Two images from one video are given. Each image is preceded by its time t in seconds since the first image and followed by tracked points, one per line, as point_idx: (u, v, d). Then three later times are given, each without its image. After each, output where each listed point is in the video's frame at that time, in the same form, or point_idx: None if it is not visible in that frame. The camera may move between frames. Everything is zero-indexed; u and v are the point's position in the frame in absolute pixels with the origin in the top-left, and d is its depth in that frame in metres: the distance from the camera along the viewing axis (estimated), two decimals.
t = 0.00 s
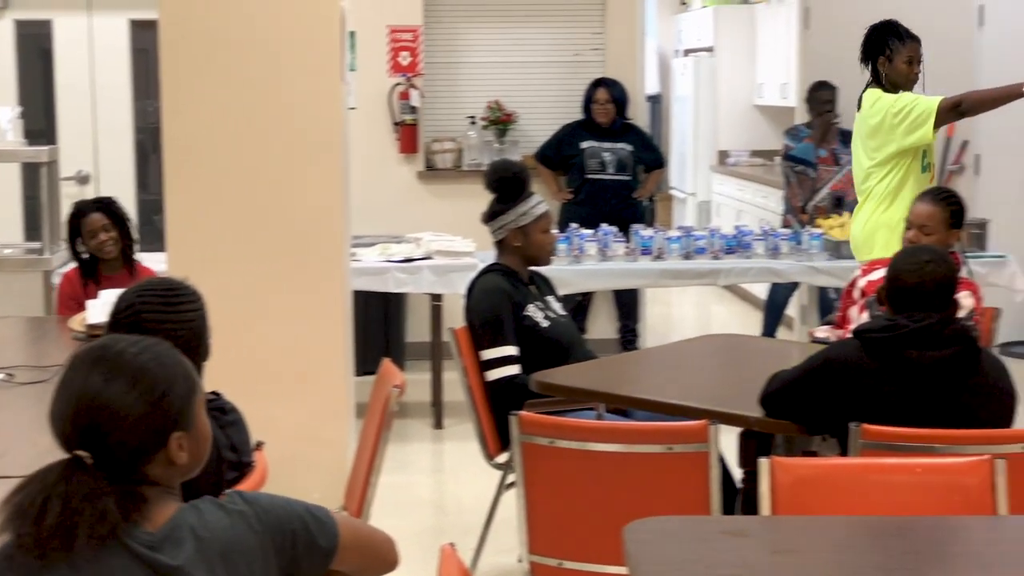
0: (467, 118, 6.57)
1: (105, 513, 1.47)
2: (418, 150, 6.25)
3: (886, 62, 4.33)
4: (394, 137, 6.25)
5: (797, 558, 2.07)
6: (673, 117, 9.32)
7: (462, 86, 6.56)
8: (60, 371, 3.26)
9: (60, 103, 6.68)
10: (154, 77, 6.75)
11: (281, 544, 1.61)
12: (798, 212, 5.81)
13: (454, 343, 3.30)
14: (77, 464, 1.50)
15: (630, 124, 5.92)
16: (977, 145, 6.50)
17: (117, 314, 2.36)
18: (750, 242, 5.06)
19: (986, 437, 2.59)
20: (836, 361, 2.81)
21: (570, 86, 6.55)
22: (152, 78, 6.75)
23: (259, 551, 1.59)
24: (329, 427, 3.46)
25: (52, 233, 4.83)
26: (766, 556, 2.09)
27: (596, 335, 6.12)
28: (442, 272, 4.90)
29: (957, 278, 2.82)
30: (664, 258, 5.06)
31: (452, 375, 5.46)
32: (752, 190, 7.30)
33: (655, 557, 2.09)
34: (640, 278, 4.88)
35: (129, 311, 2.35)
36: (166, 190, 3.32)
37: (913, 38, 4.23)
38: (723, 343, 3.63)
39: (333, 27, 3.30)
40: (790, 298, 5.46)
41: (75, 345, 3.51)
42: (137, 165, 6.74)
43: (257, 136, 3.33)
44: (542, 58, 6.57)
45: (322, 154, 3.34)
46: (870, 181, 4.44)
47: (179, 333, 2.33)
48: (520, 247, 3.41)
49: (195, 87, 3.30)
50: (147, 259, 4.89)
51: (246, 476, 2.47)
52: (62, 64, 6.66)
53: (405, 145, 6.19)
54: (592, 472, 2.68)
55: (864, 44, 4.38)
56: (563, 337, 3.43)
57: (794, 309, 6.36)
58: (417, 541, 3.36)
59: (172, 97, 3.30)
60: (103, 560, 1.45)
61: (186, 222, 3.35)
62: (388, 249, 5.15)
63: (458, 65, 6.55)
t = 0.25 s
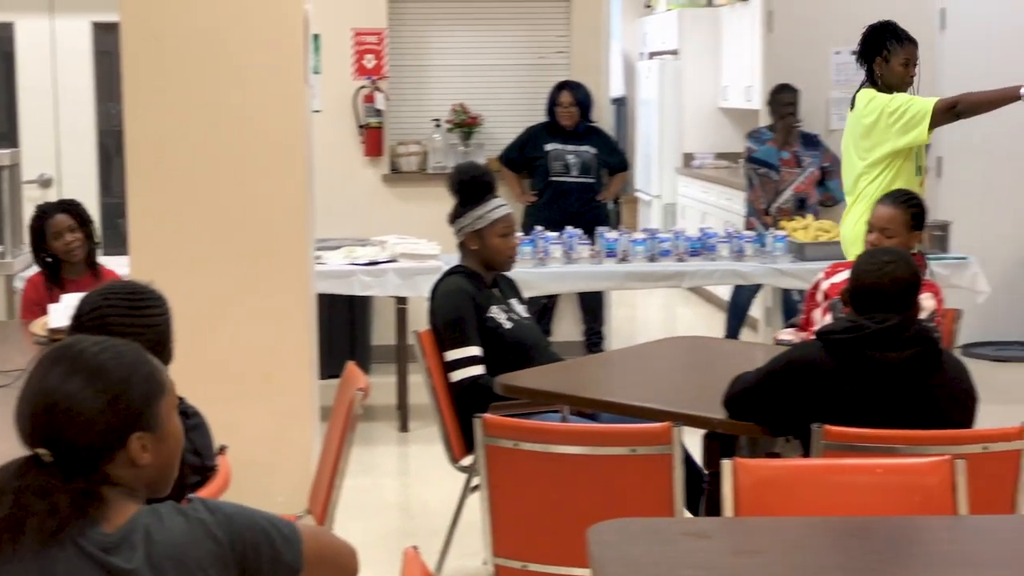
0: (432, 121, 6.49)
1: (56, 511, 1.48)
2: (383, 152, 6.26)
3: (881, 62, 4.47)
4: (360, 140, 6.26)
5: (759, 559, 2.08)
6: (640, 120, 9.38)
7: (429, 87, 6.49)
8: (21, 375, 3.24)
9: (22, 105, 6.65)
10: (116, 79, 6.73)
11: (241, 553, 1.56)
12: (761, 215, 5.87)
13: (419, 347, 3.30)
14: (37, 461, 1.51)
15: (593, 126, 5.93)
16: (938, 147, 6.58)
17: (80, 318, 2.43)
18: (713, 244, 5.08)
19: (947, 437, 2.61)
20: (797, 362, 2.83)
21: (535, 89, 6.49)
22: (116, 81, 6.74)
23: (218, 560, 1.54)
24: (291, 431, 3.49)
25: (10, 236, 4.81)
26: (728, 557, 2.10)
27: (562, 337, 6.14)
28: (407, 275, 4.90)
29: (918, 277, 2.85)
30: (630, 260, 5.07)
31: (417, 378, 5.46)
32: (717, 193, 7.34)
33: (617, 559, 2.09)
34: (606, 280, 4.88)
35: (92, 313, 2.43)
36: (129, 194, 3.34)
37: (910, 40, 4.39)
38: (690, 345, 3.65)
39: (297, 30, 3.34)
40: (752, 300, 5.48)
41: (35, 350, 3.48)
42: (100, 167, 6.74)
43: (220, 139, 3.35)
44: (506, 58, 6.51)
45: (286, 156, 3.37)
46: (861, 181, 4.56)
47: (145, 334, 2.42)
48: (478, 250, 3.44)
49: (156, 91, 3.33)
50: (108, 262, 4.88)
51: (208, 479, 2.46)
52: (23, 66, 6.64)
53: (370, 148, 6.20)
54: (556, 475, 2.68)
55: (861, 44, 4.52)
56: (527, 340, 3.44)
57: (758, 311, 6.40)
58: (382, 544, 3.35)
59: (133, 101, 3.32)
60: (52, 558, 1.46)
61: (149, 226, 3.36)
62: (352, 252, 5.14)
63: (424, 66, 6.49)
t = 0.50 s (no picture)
0: (399, 124, 6.41)
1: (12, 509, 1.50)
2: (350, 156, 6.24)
3: (874, 65, 4.62)
4: (326, 143, 6.24)
5: (724, 560, 2.09)
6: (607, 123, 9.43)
7: (396, 90, 6.39)
8: None
9: None
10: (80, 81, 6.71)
11: (207, 557, 1.54)
12: (725, 217, 5.92)
13: (386, 350, 3.29)
14: None
15: (559, 129, 5.95)
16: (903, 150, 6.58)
17: (45, 323, 2.41)
18: (680, 246, 5.12)
19: (911, 438, 2.62)
20: (764, 362, 2.82)
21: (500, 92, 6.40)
22: (80, 83, 6.71)
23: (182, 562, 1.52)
24: (254, 441, 3.54)
25: None
26: (693, 558, 2.10)
27: (530, 340, 6.15)
28: (374, 278, 4.89)
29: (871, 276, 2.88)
30: (596, 263, 5.08)
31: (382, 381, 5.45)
32: (683, 195, 7.37)
33: (584, 561, 2.10)
34: (572, 282, 4.89)
35: (57, 318, 2.41)
36: (96, 198, 3.37)
37: (903, 45, 4.54)
38: (658, 347, 3.66)
39: (263, 35, 3.38)
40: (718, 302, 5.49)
41: None
42: (65, 169, 6.72)
43: (185, 144, 3.39)
44: (468, 60, 6.40)
45: (252, 160, 3.41)
46: (851, 186, 4.71)
47: (109, 339, 2.41)
48: (434, 254, 3.47)
49: (122, 96, 3.36)
50: (70, 265, 4.85)
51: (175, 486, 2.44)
52: None
53: (335, 151, 6.18)
54: (523, 477, 2.68)
55: (854, 48, 4.67)
56: (494, 343, 3.45)
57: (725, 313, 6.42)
58: (350, 547, 3.34)
59: (99, 106, 3.35)
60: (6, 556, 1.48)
61: (115, 231, 3.39)
62: (318, 256, 5.13)
63: (387, 69, 6.38)
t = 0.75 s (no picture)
0: (367, 126, 6.38)
1: None
2: (318, 158, 6.23)
3: (871, 70, 4.66)
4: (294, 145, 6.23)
5: (691, 560, 2.09)
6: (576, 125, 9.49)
7: (366, 93, 6.36)
8: None
9: None
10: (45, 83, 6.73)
11: (175, 554, 1.54)
12: (693, 219, 5.91)
13: (354, 352, 3.29)
14: None
15: (526, 130, 5.95)
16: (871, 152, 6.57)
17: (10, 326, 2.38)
18: (649, 248, 5.12)
19: (878, 438, 2.62)
20: (731, 363, 2.83)
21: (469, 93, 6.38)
22: (47, 86, 6.74)
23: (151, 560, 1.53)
24: (222, 439, 3.53)
25: None
26: (659, 559, 2.10)
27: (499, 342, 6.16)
28: (343, 280, 4.89)
29: (834, 278, 2.88)
30: (565, 264, 5.09)
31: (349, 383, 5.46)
32: (652, 197, 7.40)
33: (552, 562, 2.09)
34: (540, 284, 4.91)
35: (22, 321, 2.39)
36: (62, 201, 3.37)
37: (900, 49, 4.60)
38: (626, 349, 3.67)
39: (230, 36, 3.38)
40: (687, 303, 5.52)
41: None
42: (31, 171, 6.77)
43: (151, 145, 3.39)
44: (438, 62, 6.38)
45: (219, 161, 3.41)
46: (851, 191, 4.72)
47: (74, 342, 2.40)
48: (396, 255, 3.50)
49: (87, 97, 3.35)
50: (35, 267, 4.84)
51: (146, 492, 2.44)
52: None
53: (304, 152, 6.17)
54: (489, 478, 2.68)
55: (852, 55, 4.73)
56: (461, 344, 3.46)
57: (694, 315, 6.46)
58: (318, 550, 3.33)
59: (64, 107, 3.35)
60: None
61: (80, 232, 3.39)
62: (287, 258, 5.11)
63: (355, 71, 6.35)
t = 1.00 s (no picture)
0: (336, 128, 6.34)
1: None
2: (287, 161, 6.22)
3: (868, 70, 4.69)
4: (264, 148, 6.22)
5: (658, 562, 2.09)
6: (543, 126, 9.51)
7: (333, 94, 6.31)
8: None
9: None
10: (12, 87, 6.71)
11: (139, 553, 1.59)
12: (662, 222, 5.90)
13: (323, 354, 3.29)
14: None
15: (495, 133, 5.98)
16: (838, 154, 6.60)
17: None
18: (617, 250, 5.13)
19: (843, 438, 2.64)
20: (698, 365, 2.84)
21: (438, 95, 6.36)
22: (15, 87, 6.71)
23: (116, 560, 1.58)
24: (190, 441, 3.52)
25: None
26: (628, 560, 2.11)
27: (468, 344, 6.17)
28: (311, 283, 4.89)
29: (803, 277, 2.89)
30: (534, 267, 5.09)
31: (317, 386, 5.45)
32: (621, 200, 7.42)
33: (520, 564, 2.09)
34: (509, 287, 4.91)
35: None
36: (29, 203, 3.37)
37: (895, 47, 4.62)
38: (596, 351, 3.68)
39: (197, 38, 3.38)
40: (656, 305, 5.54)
41: None
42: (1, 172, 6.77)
43: (116, 146, 3.38)
44: (406, 63, 6.36)
45: (186, 163, 3.40)
46: (856, 189, 4.75)
47: (39, 346, 2.38)
48: (367, 258, 3.49)
49: (51, 99, 3.35)
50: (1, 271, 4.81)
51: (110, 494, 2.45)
52: None
53: (274, 155, 6.16)
54: (456, 481, 2.67)
55: (848, 55, 4.77)
56: (431, 347, 3.45)
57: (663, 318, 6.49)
58: (286, 553, 3.32)
59: (29, 109, 3.34)
60: None
61: (45, 234, 3.39)
62: (256, 260, 5.10)
63: (323, 72, 6.30)
